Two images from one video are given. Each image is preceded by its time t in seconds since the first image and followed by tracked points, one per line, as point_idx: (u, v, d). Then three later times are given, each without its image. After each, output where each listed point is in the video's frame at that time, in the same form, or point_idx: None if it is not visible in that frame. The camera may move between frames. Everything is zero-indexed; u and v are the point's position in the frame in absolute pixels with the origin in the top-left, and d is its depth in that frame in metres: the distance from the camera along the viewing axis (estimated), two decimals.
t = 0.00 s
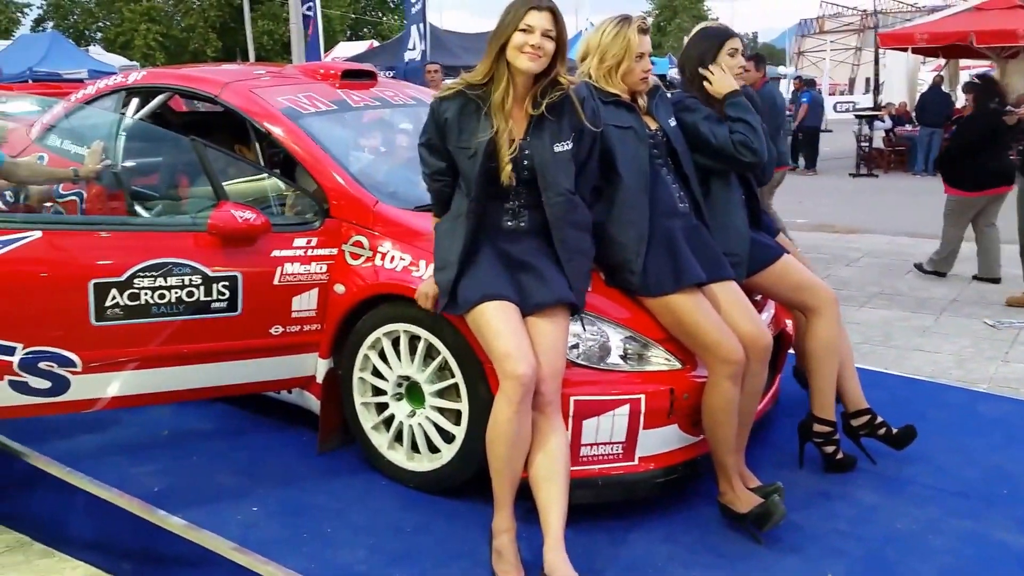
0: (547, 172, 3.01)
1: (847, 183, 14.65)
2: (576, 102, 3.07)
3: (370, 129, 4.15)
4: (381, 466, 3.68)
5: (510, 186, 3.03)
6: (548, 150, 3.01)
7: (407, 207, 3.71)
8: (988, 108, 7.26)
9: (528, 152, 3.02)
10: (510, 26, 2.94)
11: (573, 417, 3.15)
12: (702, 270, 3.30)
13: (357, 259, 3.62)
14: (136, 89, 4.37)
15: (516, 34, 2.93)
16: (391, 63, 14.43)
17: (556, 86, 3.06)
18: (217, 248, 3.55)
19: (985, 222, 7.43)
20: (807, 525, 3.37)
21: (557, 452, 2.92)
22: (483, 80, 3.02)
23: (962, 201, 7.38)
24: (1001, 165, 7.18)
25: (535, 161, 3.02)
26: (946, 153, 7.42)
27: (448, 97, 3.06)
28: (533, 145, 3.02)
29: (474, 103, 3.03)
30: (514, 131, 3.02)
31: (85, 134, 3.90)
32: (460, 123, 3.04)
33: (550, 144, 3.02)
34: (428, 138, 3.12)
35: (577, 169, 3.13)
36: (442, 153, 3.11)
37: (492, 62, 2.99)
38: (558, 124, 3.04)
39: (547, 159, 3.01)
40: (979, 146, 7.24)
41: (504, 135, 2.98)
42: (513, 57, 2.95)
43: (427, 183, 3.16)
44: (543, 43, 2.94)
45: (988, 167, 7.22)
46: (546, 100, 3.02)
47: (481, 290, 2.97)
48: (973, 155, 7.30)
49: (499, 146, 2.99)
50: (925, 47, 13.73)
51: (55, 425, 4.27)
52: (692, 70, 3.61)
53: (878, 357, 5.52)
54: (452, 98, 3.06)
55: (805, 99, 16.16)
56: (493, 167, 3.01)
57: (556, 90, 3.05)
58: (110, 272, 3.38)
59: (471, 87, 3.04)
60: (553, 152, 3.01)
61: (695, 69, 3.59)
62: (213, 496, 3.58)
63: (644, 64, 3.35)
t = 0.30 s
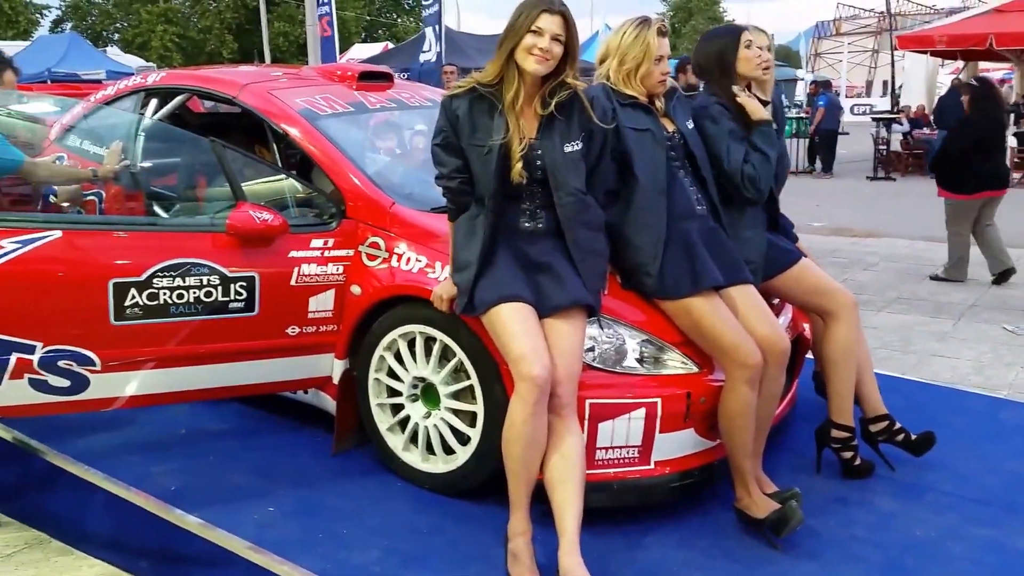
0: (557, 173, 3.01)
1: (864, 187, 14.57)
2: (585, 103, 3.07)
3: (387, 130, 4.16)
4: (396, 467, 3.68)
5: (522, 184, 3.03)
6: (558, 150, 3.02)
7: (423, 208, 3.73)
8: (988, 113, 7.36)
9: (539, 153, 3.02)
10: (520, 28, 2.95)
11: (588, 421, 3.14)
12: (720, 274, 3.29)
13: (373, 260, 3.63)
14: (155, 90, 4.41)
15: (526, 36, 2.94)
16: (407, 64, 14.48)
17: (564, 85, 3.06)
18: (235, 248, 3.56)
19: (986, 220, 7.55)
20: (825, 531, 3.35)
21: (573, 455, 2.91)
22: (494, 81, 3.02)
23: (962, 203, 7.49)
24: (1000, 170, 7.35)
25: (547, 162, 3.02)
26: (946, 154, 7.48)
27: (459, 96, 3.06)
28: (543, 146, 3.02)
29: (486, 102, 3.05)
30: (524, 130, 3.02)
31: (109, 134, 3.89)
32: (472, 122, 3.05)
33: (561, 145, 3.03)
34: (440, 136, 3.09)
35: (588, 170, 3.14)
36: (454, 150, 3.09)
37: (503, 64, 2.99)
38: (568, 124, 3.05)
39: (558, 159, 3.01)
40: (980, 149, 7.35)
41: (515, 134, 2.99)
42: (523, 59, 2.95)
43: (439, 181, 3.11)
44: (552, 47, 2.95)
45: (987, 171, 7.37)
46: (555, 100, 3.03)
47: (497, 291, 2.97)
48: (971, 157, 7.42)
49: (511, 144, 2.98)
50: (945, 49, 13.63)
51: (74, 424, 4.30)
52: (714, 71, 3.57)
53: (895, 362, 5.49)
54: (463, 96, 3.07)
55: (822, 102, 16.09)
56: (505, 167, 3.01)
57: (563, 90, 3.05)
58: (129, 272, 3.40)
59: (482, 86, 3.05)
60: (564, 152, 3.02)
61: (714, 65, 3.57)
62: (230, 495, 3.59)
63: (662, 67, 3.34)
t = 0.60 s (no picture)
0: (570, 173, 3.01)
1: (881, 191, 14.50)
2: (595, 105, 3.06)
3: (404, 132, 4.17)
4: (412, 469, 3.69)
5: (532, 185, 3.03)
6: (571, 152, 3.01)
7: (441, 210, 3.74)
8: (989, 116, 7.55)
9: (550, 154, 3.01)
10: (533, 31, 2.94)
11: (605, 424, 3.13)
12: (739, 278, 3.28)
13: (390, 262, 3.64)
14: (174, 91, 4.47)
15: (540, 39, 2.94)
16: (423, 66, 14.50)
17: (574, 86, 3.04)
18: (253, 249, 3.58)
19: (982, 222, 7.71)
20: (843, 538, 3.33)
21: (590, 459, 2.91)
22: (506, 83, 3.02)
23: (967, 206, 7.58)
24: (1000, 174, 7.49)
25: (559, 163, 3.01)
26: (947, 156, 7.65)
27: (472, 97, 3.08)
28: (554, 147, 3.01)
29: (498, 102, 3.05)
30: (534, 131, 3.02)
31: (135, 130, 3.83)
32: (484, 122, 3.06)
33: (572, 146, 3.02)
34: (452, 138, 3.12)
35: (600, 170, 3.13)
36: (466, 151, 3.10)
37: (515, 66, 2.99)
38: (579, 125, 3.04)
39: (571, 160, 3.00)
40: (980, 152, 7.51)
41: (526, 136, 2.99)
42: (536, 62, 2.95)
43: (452, 182, 3.13)
44: (566, 50, 2.94)
45: (988, 175, 7.50)
46: (565, 101, 3.01)
47: (513, 293, 2.97)
48: (972, 161, 7.55)
49: (520, 145, 2.99)
50: (963, 53, 13.55)
51: (93, 422, 4.33)
52: (738, 73, 3.54)
53: (913, 368, 5.46)
54: (476, 97, 3.08)
55: (839, 105, 16.02)
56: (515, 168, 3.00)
57: (574, 91, 3.03)
58: (148, 272, 3.42)
59: (494, 87, 3.05)
60: (576, 154, 3.01)
61: (733, 67, 3.55)
62: (246, 495, 3.60)
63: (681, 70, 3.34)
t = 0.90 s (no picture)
0: (584, 173, 3.01)
1: (898, 196, 14.41)
2: (605, 104, 3.09)
3: (422, 134, 4.17)
4: (428, 471, 3.69)
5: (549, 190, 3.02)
6: (583, 151, 3.03)
7: (459, 212, 3.74)
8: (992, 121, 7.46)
9: (564, 155, 3.03)
10: (552, 37, 2.94)
11: (622, 428, 3.12)
12: (758, 282, 3.27)
13: (408, 264, 3.64)
14: (194, 93, 4.49)
15: (558, 47, 2.93)
16: (438, 69, 14.50)
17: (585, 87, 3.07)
18: (271, 250, 3.59)
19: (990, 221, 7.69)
20: (860, 545, 3.31)
21: (607, 464, 2.90)
22: (522, 87, 3.01)
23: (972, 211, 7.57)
24: (1003, 180, 7.49)
25: (573, 165, 3.02)
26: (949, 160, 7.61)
27: (486, 101, 3.06)
28: (567, 147, 3.03)
29: (512, 107, 3.04)
30: (550, 135, 3.01)
31: (159, 135, 3.90)
32: (499, 127, 3.04)
33: (584, 143, 3.04)
34: (466, 144, 3.09)
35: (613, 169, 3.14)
36: (481, 157, 3.07)
37: (532, 72, 2.98)
38: (589, 121, 3.06)
39: (584, 159, 3.02)
40: (983, 158, 7.47)
41: (544, 142, 2.98)
42: (554, 69, 2.95)
43: (467, 189, 3.10)
44: (583, 57, 2.95)
45: (990, 180, 7.50)
46: (576, 101, 3.04)
47: (531, 298, 2.96)
48: (974, 168, 7.54)
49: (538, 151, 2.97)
50: (982, 57, 13.44)
51: (111, 421, 4.36)
52: (760, 78, 3.52)
53: (931, 374, 5.42)
54: (489, 102, 3.06)
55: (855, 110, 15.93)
56: (533, 174, 2.99)
57: (584, 91, 3.06)
58: (169, 272, 3.44)
59: (509, 92, 3.03)
60: (588, 152, 3.03)
61: (758, 70, 3.53)
62: (262, 495, 3.61)
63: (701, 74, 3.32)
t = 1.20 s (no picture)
0: (601, 177, 3.01)
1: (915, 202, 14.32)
2: (621, 108, 3.07)
3: (442, 139, 4.19)
4: (443, 474, 3.69)
5: (565, 195, 3.03)
6: (599, 155, 3.02)
7: (478, 215, 3.74)
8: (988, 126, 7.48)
9: (580, 160, 3.02)
10: (571, 41, 2.90)
11: (639, 433, 3.11)
12: (777, 286, 3.25)
13: (426, 267, 3.65)
14: (214, 95, 4.53)
15: (577, 50, 2.91)
16: (454, 72, 14.50)
17: (600, 89, 3.06)
18: (290, 252, 3.60)
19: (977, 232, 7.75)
20: (878, 552, 3.29)
21: (623, 469, 2.90)
22: (537, 91, 2.98)
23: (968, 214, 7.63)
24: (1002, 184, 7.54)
25: (589, 169, 3.02)
26: (948, 162, 7.64)
27: (501, 106, 3.05)
28: (584, 151, 3.03)
29: (528, 110, 3.03)
30: (565, 139, 3.02)
31: (176, 138, 3.78)
32: (514, 131, 3.03)
33: (601, 148, 3.02)
34: (482, 147, 3.08)
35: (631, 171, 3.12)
36: (497, 160, 3.07)
37: (547, 76, 2.96)
38: (606, 126, 3.05)
39: (600, 163, 3.01)
40: (980, 162, 7.51)
41: (558, 146, 2.98)
42: (573, 73, 2.93)
43: (483, 192, 3.11)
44: (602, 59, 2.94)
45: (989, 184, 7.55)
46: (592, 104, 3.04)
47: (547, 302, 2.96)
48: (973, 171, 7.59)
49: (555, 156, 2.97)
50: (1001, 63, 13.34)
51: (129, 420, 4.38)
52: (781, 82, 3.51)
53: (949, 381, 5.39)
54: (504, 106, 3.04)
55: (872, 115, 15.85)
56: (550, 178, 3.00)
57: (601, 94, 3.06)
58: (188, 274, 3.45)
59: (524, 97, 3.02)
60: (605, 156, 3.02)
61: (781, 74, 3.51)
62: (278, 496, 3.62)
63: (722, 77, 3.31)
